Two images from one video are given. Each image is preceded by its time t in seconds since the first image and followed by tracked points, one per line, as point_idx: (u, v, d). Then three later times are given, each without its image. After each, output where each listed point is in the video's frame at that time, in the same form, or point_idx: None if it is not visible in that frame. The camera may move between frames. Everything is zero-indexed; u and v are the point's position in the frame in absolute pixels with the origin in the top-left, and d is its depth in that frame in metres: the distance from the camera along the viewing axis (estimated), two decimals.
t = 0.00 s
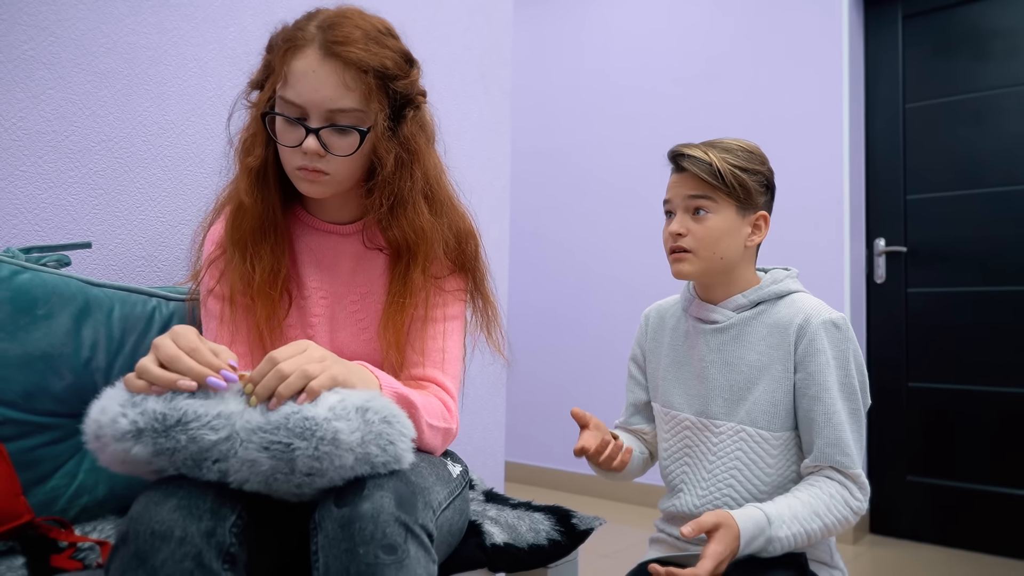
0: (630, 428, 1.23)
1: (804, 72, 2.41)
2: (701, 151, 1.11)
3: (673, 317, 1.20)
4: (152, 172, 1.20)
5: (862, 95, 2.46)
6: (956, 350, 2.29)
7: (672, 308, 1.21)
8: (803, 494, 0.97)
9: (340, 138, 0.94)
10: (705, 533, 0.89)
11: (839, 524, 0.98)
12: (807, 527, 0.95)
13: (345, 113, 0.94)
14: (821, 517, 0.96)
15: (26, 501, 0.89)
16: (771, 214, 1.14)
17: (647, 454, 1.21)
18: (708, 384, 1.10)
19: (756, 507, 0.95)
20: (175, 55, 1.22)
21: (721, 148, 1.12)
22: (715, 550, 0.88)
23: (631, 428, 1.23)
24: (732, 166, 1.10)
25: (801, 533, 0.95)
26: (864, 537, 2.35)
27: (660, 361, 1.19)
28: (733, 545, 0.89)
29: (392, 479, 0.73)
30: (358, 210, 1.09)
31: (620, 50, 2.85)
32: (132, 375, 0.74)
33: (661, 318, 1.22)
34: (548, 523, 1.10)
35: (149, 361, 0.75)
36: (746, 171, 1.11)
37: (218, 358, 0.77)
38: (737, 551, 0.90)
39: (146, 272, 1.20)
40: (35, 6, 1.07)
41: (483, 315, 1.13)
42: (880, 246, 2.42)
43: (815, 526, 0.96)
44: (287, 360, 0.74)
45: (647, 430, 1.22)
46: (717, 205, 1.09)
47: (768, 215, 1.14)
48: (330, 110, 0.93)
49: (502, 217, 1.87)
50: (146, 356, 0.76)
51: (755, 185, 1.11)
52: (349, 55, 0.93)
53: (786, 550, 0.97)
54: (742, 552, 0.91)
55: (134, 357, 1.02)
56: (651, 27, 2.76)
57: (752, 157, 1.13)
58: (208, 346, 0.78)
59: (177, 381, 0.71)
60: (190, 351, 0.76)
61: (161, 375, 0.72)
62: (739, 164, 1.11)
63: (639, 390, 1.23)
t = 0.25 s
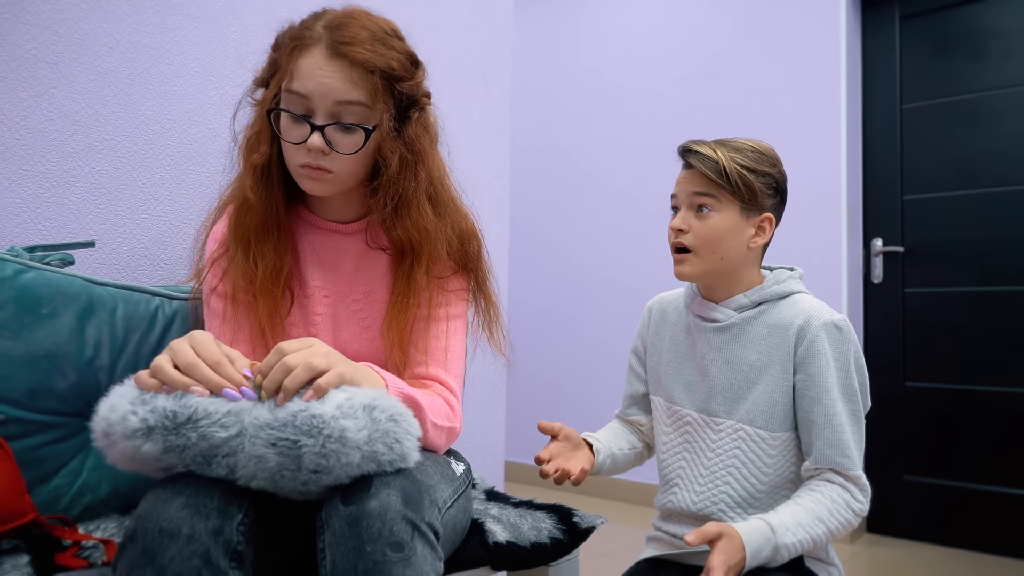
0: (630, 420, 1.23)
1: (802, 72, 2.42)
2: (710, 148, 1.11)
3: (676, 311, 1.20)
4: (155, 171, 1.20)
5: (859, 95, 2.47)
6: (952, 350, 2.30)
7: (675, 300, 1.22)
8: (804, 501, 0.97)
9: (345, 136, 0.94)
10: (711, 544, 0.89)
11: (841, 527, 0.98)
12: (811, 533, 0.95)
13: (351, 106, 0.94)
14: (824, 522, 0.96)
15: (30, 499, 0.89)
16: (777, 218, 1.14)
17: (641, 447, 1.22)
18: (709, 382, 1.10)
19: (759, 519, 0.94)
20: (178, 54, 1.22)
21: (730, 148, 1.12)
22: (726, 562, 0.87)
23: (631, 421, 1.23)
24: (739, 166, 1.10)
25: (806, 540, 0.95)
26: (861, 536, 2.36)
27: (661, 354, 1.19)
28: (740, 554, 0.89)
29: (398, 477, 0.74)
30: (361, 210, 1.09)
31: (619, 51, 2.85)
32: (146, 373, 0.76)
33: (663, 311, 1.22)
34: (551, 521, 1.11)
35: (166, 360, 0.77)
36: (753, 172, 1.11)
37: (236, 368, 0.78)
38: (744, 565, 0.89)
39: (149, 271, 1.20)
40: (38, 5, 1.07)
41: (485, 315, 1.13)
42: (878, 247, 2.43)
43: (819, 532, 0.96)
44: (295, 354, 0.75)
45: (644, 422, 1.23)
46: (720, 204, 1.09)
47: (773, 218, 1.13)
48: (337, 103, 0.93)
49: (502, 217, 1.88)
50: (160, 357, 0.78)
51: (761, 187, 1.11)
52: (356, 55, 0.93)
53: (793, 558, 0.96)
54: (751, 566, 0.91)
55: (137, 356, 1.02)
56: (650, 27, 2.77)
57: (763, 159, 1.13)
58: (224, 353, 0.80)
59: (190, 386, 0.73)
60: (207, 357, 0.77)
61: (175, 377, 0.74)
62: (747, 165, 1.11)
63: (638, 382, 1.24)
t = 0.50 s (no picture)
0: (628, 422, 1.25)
1: (800, 73, 2.43)
2: (712, 151, 1.11)
3: (673, 311, 1.20)
4: (156, 171, 1.20)
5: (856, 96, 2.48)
6: (948, 350, 2.31)
7: (671, 301, 1.22)
8: (797, 508, 0.97)
9: (347, 135, 0.95)
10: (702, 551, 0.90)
11: (838, 532, 0.97)
12: (806, 538, 0.95)
13: (353, 105, 0.95)
14: (819, 527, 0.96)
15: (33, 499, 0.89)
16: (777, 222, 1.14)
17: (642, 448, 1.24)
18: (707, 385, 1.10)
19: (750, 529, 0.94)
20: (179, 54, 1.22)
21: (733, 151, 1.12)
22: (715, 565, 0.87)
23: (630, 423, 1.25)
24: (741, 170, 1.10)
25: (801, 546, 0.94)
26: (857, 536, 2.37)
27: (660, 354, 1.19)
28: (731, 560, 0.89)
29: (402, 476, 0.74)
30: (362, 209, 1.10)
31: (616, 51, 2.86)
32: (149, 374, 0.76)
33: (660, 311, 1.23)
34: (552, 519, 1.09)
35: (169, 361, 0.77)
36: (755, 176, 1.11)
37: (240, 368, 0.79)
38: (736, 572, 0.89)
39: (150, 271, 1.20)
40: (40, 4, 1.07)
41: (485, 314, 1.14)
42: (874, 247, 2.44)
43: (814, 537, 0.95)
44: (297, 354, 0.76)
45: (644, 424, 1.24)
46: (720, 208, 1.10)
47: (774, 222, 1.13)
48: (339, 102, 0.94)
49: (501, 217, 1.88)
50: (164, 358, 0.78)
51: (762, 191, 1.11)
52: (358, 55, 0.94)
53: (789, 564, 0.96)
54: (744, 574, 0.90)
55: (138, 356, 1.02)
56: (648, 28, 2.77)
57: (765, 163, 1.13)
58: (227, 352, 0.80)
59: (195, 388, 0.73)
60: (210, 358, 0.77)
61: (179, 378, 0.74)
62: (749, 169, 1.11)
63: (636, 384, 1.25)
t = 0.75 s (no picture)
0: (624, 425, 1.25)
1: (794, 75, 2.44)
2: (704, 155, 1.11)
3: (666, 315, 1.21)
4: (154, 172, 1.20)
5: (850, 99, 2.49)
6: (941, 351, 2.33)
7: (665, 305, 1.22)
8: (791, 510, 0.97)
9: (353, 139, 0.95)
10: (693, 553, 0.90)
11: (832, 532, 0.97)
12: (800, 538, 0.95)
13: (359, 113, 0.95)
14: (813, 527, 0.96)
15: (31, 500, 0.89)
16: (770, 225, 1.14)
17: (638, 451, 1.24)
18: (701, 388, 1.10)
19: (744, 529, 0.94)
20: (177, 55, 1.22)
21: (725, 155, 1.12)
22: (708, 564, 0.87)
23: (625, 427, 1.25)
24: (734, 173, 1.11)
25: (795, 545, 0.94)
26: (851, 536, 2.39)
27: (653, 357, 1.20)
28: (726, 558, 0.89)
29: (403, 477, 0.75)
30: (360, 211, 1.10)
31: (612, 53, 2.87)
32: (149, 376, 0.76)
33: (654, 314, 1.23)
34: (550, 521, 1.10)
35: (169, 363, 0.77)
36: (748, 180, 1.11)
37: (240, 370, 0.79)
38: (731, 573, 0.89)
39: (148, 272, 1.20)
40: (38, 5, 1.07)
41: (484, 315, 1.14)
42: (868, 249, 2.45)
43: (808, 537, 0.96)
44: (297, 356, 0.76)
45: (639, 427, 1.24)
46: (714, 211, 1.10)
47: (767, 225, 1.14)
48: (345, 109, 0.94)
49: (498, 219, 1.88)
50: (165, 359, 0.78)
51: (756, 194, 1.12)
52: (363, 60, 0.94)
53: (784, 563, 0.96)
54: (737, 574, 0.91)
55: (137, 357, 1.02)
56: (643, 30, 2.78)
57: (757, 166, 1.14)
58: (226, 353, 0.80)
59: (195, 390, 0.73)
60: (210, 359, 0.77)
61: (180, 380, 0.74)
62: (742, 172, 1.11)
63: (631, 387, 1.26)
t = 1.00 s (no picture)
0: (619, 426, 1.24)
1: (790, 77, 2.45)
2: (700, 157, 1.12)
3: (662, 316, 1.21)
4: (154, 174, 1.21)
5: (845, 101, 2.51)
6: (936, 352, 2.34)
7: (660, 306, 1.22)
8: (779, 509, 0.97)
9: (363, 143, 0.96)
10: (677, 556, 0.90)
11: (823, 530, 0.97)
12: (789, 535, 0.95)
13: (370, 117, 0.97)
14: (802, 525, 0.96)
15: (32, 501, 0.89)
16: (765, 227, 1.15)
17: (634, 451, 1.22)
18: (697, 389, 1.10)
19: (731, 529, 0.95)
20: (176, 57, 1.23)
21: (721, 156, 1.13)
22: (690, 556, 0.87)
23: (621, 427, 1.24)
24: (728, 174, 1.11)
25: (785, 542, 0.94)
26: (847, 536, 2.39)
27: (650, 358, 1.20)
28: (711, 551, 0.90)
29: (404, 477, 0.75)
30: (359, 212, 1.11)
31: (608, 55, 2.88)
32: (152, 377, 0.76)
33: (649, 317, 1.23)
34: (548, 522, 1.12)
35: (172, 365, 0.77)
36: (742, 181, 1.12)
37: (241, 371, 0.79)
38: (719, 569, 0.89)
39: (148, 273, 1.21)
40: (38, 7, 1.07)
41: (484, 316, 1.15)
42: (863, 250, 2.47)
43: (798, 534, 0.95)
44: (300, 358, 0.76)
45: (635, 428, 1.23)
46: (710, 211, 1.10)
47: (761, 226, 1.15)
48: (356, 113, 0.95)
49: (495, 220, 1.89)
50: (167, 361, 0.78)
51: (750, 196, 1.12)
52: (374, 65, 0.95)
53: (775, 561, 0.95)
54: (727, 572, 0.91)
55: (137, 358, 1.02)
56: (640, 32, 2.79)
57: (751, 168, 1.14)
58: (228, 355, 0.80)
59: (197, 392, 0.74)
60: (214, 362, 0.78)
61: (183, 382, 0.74)
62: (737, 174, 1.12)
63: (627, 387, 1.25)
